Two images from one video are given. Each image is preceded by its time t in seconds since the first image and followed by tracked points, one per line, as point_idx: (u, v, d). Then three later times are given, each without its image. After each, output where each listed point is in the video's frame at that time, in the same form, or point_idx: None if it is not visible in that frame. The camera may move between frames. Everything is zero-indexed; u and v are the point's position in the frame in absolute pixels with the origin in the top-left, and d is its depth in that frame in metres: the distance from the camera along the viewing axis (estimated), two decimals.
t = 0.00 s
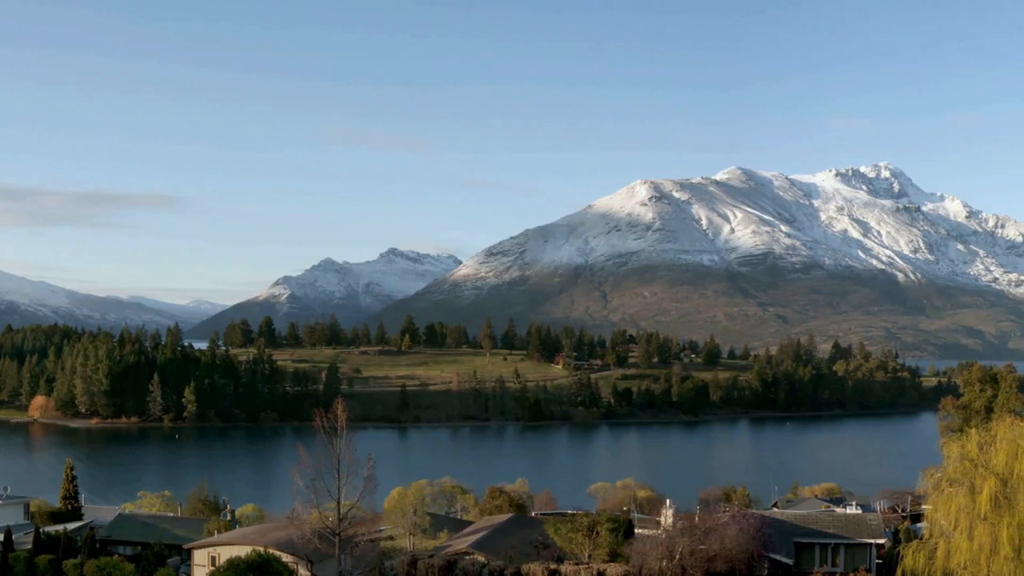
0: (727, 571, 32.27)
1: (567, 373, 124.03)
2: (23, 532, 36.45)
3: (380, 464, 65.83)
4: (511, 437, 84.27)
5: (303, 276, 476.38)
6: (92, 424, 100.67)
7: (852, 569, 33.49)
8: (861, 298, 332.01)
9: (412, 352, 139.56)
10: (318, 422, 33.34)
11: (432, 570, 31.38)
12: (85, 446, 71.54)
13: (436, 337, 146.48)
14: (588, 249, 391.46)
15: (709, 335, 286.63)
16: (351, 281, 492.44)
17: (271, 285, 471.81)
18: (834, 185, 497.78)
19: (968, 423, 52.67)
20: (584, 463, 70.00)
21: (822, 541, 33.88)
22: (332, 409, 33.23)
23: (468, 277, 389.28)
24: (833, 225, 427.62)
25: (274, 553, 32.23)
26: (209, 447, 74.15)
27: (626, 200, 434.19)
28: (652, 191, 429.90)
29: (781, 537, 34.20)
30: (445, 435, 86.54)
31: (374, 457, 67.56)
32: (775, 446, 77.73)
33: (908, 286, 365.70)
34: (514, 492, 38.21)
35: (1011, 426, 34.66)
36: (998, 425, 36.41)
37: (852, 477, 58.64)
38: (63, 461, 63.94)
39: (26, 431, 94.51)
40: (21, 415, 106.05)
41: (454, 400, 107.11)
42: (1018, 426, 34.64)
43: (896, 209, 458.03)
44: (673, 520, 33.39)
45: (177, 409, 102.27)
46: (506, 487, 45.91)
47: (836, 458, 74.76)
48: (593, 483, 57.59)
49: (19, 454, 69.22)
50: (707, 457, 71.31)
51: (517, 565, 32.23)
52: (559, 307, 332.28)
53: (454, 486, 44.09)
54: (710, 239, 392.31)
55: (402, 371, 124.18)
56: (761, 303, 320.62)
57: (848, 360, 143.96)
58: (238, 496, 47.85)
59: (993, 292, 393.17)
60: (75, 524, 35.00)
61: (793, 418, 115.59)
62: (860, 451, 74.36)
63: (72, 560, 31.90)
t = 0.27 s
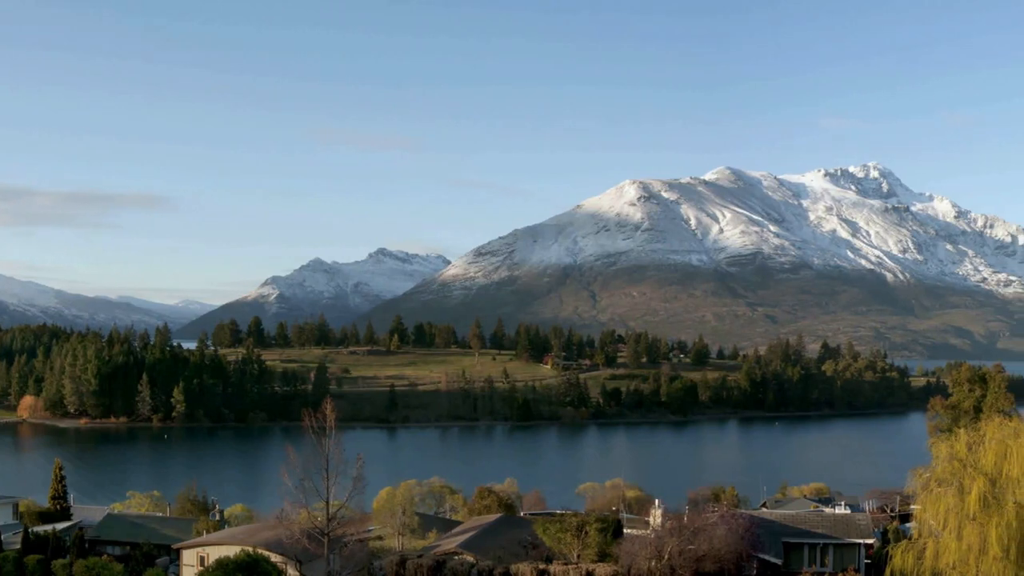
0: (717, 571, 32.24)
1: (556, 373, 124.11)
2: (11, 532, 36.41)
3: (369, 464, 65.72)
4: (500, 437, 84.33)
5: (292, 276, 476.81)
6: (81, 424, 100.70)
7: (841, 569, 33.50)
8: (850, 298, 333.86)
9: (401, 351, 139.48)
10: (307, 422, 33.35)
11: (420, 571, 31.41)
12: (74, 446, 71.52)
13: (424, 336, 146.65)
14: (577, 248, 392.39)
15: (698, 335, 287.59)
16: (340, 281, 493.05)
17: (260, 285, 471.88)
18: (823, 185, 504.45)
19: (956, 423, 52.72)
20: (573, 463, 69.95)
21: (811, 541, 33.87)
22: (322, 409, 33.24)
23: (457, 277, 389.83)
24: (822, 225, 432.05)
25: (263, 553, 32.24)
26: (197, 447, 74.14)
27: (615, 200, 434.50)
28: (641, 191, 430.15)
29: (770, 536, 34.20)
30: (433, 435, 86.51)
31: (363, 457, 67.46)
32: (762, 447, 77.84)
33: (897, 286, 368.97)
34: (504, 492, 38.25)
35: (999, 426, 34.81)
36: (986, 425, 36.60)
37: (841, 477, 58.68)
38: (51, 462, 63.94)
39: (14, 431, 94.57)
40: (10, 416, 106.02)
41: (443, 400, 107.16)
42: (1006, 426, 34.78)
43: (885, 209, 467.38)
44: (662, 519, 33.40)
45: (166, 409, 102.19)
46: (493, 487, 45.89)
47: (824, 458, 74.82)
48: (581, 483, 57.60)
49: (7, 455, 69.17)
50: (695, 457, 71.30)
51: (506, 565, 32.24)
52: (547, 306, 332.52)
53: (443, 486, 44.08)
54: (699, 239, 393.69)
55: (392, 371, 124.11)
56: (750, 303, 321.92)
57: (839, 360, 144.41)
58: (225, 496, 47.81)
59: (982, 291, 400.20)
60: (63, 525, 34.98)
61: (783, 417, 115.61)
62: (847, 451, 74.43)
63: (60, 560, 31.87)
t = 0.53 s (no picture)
0: (705, 571, 32.24)
1: (545, 373, 124.26)
2: None
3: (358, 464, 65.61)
4: (489, 437, 84.37)
5: (280, 276, 477.31)
6: (70, 424, 100.63)
7: (829, 569, 33.52)
8: (839, 299, 336.44)
9: (390, 351, 139.45)
10: (296, 422, 33.30)
11: (409, 570, 31.35)
12: (63, 446, 71.55)
13: (413, 336, 147.08)
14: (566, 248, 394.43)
15: (687, 335, 289.47)
16: (329, 281, 493.91)
17: (250, 285, 472.56)
18: (811, 186, 511.16)
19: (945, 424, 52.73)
20: (562, 463, 69.95)
21: (801, 541, 33.85)
22: (310, 409, 33.22)
23: (446, 277, 390.85)
24: (811, 225, 438.17)
25: (251, 553, 32.20)
26: (186, 447, 74.21)
27: (603, 200, 437.57)
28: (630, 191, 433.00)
29: (759, 537, 34.20)
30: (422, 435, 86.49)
31: (351, 457, 67.39)
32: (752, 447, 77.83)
33: (886, 286, 372.30)
34: (493, 492, 38.23)
35: (988, 426, 34.87)
36: (975, 425, 36.66)
37: (830, 477, 58.74)
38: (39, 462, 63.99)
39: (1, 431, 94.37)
40: None
41: (432, 400, 107.34)
42: (994, 426, 34.85)
43: (873, 209, 474.51)
44: (651, 520, 33.44)
45: (155, 409, 101.87)
46: (482, 487, 45.78)
47: (814, 459, 74.90)
48: (569, 483, 57.59)
49: None
50: (683, 458, 71.35)
51: (494, 565, 32.20)
52: (536, 306, 333.53)
53: (432, 487, 44.05)
54: (687, 239, 396.76)
55: (380, 371, 124.03)
56: (739, 303, 324.45)
57: (830, 360, 143.33)
58: (214, 496, 47.76)
59: (970, 290, 407.87)
60: (52, 524, 34.97)
61: (772, 418, 115.51)
62: (837, 451, 74.51)
63: (48, 560, 31.78)
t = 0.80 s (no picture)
0: (695, 572, 32.22)
1: (535, 373, 124.18)
2: None
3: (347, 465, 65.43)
4: (479, 437, 84.28)
5: (270, 276, 477.37)
6: (60, 424, 100.66)
7: (819, 570, 33.51)
8: (828, 299, 338.89)
9: (380, 351, 139.52)
10: (285, 422, 33.33)
11: (398, 570, 31.32)
12: (52, 446, 71.49)
13: (403, 336, 147.21)
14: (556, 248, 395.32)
15: (677, 335, 291.54)
16: (319, 280, 494.26)
17: (240, 285, 472.26)
18: (801, 185, 515.39)
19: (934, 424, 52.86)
20: (552, 463, 69.91)
21: (790, 540, 33.95)
22: (300, 409, 33.24)
23: (436, 276, 391.89)
24: (801, 225, 441.01)
25: (241, 553, 32.13)
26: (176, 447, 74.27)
27: (593, 200, 439.27)
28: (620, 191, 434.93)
29: (749, 537, 34.16)
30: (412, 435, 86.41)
31: (341, 457, 67.37)
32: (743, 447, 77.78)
33: (876, 286, 375.54)
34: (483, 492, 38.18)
35: (978, 426, 35.04)
36: (965, 424, 36.89)
37: (820, 477, 58.70)
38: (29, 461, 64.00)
39: None
40: None
41: (423, 401, 107.18)
42: (985, 426, 34.99)
43: (863, 209, 478.00)
44: (640, 520, 33.43)
45: (145, 409, 102.09)
46: (473, 488, 45.58)
47: (805, 459, 74.81)
48: (559, 483, 57.53)
49: None
50: (673, 457, 71.32)
51: (484, 565, 32.17)
52: (526, 306, 334.65)
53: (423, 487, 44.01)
54: (677, 239, 398.73)
55: (371, 371, 123.90)
56: (729, 303, 326.88)
57: (816, 360, 144.47)
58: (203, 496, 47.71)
59: (960, 291, 412.47)
60: (42, 524, 34.99)
61: (762, 418, 115.52)
62: (827, 451, 74.45)
63: (38, 560, 31.76)
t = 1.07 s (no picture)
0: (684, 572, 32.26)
1: (524, 373, 124.04)
2: None
3: (336, 465, 65.21)
4: (468, 437, 84.22)
5: (260, 276, 477.29)
6: (49, 424, 100.40)
7: (808, 569, 33.53)
8: (817, 299, 341.96)
9: (369, 351, 139.35)
10: (274, 422, 33.33)
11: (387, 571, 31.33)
12: (41, 446, 71.42)
13: (392, 336, 147.17)
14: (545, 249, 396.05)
15: (666, 335, 294.05)
16: (308, 281, 494.56)
17: (229, 285, 471.97)
18: (790, 185, 518.76)
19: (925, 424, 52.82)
20: (541, 463, 69.86)
21: (780, 540, 33.95)
22: (289, 409, 33.22)
23: (424, 277, 393.34)
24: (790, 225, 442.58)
25: (230, 553, 32.15)
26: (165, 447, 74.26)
27: (582, 200, 439.53)
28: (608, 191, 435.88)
29: (737, 536, 34.18)
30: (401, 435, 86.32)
31: (330, 457, 67.31)
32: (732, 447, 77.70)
33: (865, 285, 378.24)
34: (471, 492, 38.20)
35: (967, 425, 35.11)
36: (953, 425, 37.03)
37: (810, 476, 58.67)
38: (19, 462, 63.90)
39: None
40: None
41: (411, 401, 107.02)
42: (974, 426, 35.05)
43: (853, 210, 479.52)
44: (629, 520, 33.45)
45: (134, 409, 102.26)
46: (463, 487, 45.50)
47: (794, 458, 74.72)
48: (548, 483, 57.43)
49: None
50: (662, 457, 71.25)
51: (473, 565, 32.22)
52: (515, 306, 336.49)
53: (413, 487, 43.97)
54: (666, 240, 400.94)
55: (359, 371, 123.71)
56: (718, 303, 330.07)
57: (805, 360, 144.16)
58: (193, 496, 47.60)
59: (948, 290, 418.06)
60: (30, 525, 34.95)
61: (751, 418, 115.54)
62: (816, 451, 74.48)
63: (27, 560, 31.73)
